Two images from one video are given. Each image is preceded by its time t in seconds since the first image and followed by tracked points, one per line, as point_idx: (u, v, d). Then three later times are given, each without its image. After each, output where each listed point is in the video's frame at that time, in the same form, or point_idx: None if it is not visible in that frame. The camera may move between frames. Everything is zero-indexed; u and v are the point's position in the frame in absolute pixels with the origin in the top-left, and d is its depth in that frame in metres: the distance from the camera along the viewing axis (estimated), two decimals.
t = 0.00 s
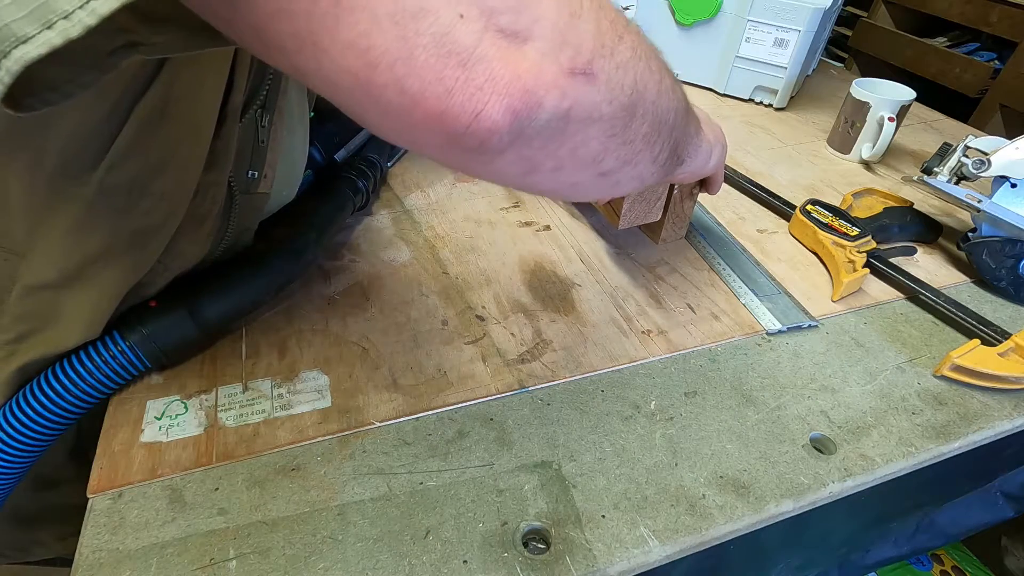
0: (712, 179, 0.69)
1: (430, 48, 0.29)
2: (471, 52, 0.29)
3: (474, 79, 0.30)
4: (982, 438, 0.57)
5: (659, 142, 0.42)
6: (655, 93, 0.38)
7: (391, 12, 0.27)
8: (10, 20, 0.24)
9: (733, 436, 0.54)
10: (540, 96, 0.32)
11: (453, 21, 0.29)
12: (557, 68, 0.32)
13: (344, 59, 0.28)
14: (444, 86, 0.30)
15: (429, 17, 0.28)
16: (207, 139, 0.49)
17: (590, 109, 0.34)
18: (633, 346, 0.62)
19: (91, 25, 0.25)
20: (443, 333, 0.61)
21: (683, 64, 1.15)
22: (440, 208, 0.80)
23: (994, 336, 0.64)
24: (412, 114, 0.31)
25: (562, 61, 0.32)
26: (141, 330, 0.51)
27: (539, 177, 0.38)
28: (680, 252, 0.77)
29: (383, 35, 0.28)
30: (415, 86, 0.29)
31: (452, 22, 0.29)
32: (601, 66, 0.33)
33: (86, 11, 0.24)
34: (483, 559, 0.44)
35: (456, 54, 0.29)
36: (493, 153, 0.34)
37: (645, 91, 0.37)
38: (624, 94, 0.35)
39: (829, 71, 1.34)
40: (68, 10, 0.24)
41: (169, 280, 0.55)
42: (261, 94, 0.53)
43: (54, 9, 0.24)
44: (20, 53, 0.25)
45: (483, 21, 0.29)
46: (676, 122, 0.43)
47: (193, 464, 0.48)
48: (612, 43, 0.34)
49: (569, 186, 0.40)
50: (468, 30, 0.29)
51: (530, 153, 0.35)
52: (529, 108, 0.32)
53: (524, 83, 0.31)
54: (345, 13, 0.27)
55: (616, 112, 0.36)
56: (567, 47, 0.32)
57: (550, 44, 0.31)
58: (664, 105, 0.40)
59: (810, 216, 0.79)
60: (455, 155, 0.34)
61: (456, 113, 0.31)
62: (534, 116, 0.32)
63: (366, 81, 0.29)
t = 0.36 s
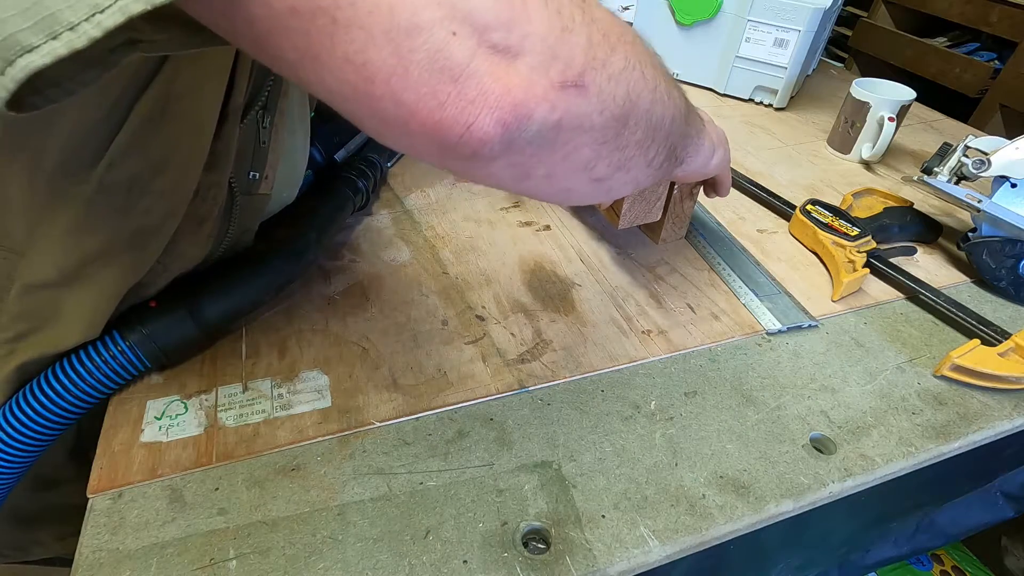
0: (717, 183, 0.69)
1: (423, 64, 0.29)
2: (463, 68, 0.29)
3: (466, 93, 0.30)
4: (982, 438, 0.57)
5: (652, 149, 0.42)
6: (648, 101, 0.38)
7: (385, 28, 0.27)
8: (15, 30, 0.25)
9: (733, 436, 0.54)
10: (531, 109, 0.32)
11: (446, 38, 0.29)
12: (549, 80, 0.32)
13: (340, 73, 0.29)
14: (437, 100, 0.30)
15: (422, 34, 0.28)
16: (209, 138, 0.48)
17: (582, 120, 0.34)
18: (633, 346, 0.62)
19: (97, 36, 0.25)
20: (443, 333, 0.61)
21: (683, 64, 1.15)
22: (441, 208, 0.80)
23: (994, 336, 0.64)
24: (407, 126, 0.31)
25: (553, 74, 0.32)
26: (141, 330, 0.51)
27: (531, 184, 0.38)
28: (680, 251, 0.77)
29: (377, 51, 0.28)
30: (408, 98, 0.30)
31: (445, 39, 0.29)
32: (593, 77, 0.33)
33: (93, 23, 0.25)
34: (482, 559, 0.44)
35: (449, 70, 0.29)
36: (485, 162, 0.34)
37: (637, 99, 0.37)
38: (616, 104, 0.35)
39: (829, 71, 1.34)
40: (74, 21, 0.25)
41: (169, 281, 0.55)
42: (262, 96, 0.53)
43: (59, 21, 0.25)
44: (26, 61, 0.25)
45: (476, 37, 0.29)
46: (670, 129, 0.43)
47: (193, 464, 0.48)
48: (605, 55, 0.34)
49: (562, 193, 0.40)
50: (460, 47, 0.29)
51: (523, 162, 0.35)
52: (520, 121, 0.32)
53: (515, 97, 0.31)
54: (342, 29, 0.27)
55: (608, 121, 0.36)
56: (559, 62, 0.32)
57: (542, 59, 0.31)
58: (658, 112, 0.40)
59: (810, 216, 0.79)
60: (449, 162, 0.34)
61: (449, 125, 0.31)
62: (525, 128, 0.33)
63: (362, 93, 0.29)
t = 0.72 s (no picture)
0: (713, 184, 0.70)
1: (428, 54, 0.29)
2: (471, 55, 0.29)
3: (473, 83, 0.30)
4: (982, 438, 0.57)
5: (654, 142, 0.42)
6: (650, 93, 0.38)
7: (389, 16, 0.27)
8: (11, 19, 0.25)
9: (733, 436, 0.54)
10: (539, 99, 0.32)
11: (452, 26, 0.29)
12: (556, 69, 0.32)
13: (347, 63, 0.28)
14: (444, 90, 0.30)
15: (427, 22, 0.28)
16: (207, 137, 0.48)
17: (588, 111, 0.34)
18: (633, 346, 0.62)
19: (90, 25, 0.25)
20: (443, 333, 0.61)
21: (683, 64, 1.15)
22: (441, 208, 0.80)
23: (994, 336, 0.64)
24: (412, 117, 0.31)
25: (560, 63, 0.32)
26: (141, 330, 0.51)
27: (535, 178, 0.38)
28: (680, 251, 0.77)
29: (385, 38, 0.28)
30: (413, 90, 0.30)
31: (452, 26, 0.29)
32: (599, 67, 0.33)
33: (87, 11, 0.25)
34: (483, 559, 0.44)
35: (455, 58, 0.29)
36: (492, 155, 0.34)
37: (641, 92, 0.37)
38: (620, 95, 0.35)
39: (829, 71, 1.34)
40: (68, 11, 0.25)
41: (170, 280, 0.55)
42: (262, 96, 0.53)
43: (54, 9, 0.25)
44: (20, 51, 0.25)
45: (482, 25, 0.29)
46: (671, 121, 0.43)
47: (193, 464, 0.48)
48: (609, 45, 0.34)
49: (565, 187, 0.39)
50: (466, 34, 0.29)
51: (529, 154, 0.35)
52: (527, 111, 0.32)
53: (522, 86, 0.31)
54: (347, 18, 0.27)
55: (613, 113, 0.35)
56: (565, 52, 0.32)
57: (548, 48, 0.31)
58: (661, 105, 0.39)
59: (810, 216, 0.79)
60: (455, 157, 0.34)
61: (456, 116, 0.31)
62: (532, 119, 0.32)
63: (365, 84, 0.29)
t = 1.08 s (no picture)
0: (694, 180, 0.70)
1: (380, 112, 0.30)
2: (417, 115, 0.31)
3: (417, 136, 0.32)
4: (982, 438, 0.57)
5: (592, 167, 0.44)
6: (587, 130, 0.40)
7: (350, 82, 0.29)
8: (9, 72, 0.26)
9: (733, 436, 0.54)
10: (475, 148, 0.34)
11: (403, 93, 0.30)
12: (492, 126, 0.34)
13: (308, 113, 0.30)
14: (392, 140, 0.32)
15: (383, 89, 0.29)
16: (201, 134, 0.48)
17: (520, 155, 0.36)
18: (633, 346, 0.62)
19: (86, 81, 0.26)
20: (443, 333, 0.61)
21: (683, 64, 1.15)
22: (441, 208, 0.80)
23: (994, 336, 0.64)
24: (364, 154, 0.33)
25: (497, 121, 0.34)
26: (141, 330, 0.51)
27: (475, 198, 0.40)
28: (680, 252, 0.77)
29: (343, 101, 0.29)
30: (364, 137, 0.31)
31: (402, 94, 0.30)
32: (533, 122, 0.35)
33: (81, 70, 0.26)
34: (482, 559, 0.44)
35: (403, 117, 0.31)
36: (431, 186, 0.37)
37: (575, 135, 0.38)
38: (552, 142, 0.37)
39: (829, 71, 1.34)
40: (63, 67, 0.26)
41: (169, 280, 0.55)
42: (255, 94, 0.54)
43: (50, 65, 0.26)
44: (24, 100, 0.26)
45: (428, 92, 0.30)
46: (611, 145, 0.44)
47: (193, 464, 0.48)
48: (548, 97, 0.35)
49: (502, 205, 0.42)
50: (416, 100, 0.30)
51: (467, 185, 0.37)
52: (463, 158, 0.34)
53: (460, 140, 0.33)
54: (313, 80, 0.28)
55: (545, 155, 0.38)
56: (505, 109, 0.33)
57: (490, 106, 0.33)
58: (596, 140, 0.41)
59: (810, 216, 0.79)
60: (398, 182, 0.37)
61: (401, 159, 0.33)
62: (468, 162, 0.35)
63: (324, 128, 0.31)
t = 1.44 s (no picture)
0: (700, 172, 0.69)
1: (383, 124, 0.29)
2: (421, 124, 0.29)
3: (422, 147, 0.30)
4: (982, 438, 0.57)
5: (612, 178, 0.41)
6: (612, 141, 0.37)
7: (352, 90, 0.27)
8: (11, 71, 0.25)
9: (734, 436, 0.54)
10: (483, 161, 0.31)
11: (405, 100, 0.28)
12: (505, 134, 0.31)
13: (313, 123, 0.29)
14: (397, 152, 0.30)
15: (384, 97, 0.28)
16: (208, 139, 0.48)
17: (537, 167, 0.34)
18: (633, 346, 0.62)
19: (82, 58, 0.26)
20: (443, 333, 0.61)
21: (683, 64, 1.15)
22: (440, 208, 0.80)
23: (994, 336, 0.64)
24: (369, 170, 0.31)
25: (509, 128, 0.31)
26: (142, 330, 0.51)
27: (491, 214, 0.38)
28: (680, 252, 0.77)
29: (346, 109, 0.28)
30: (368, 151, 0.30)
31: (405, 102, 0.28)
32: (552, 130, 0.32)
33: (83, 68, 0.25)
34: (482, 559, 0.44)
35: (407, 127, 0.29)
36: (441, 201, 0.34)
37: (597, 146, 0.36)
38: (572, 152, 0.34)
39: (829, 71, 1.34)
40: (66, 66, 0.25)
41: (169, 280, 0.55)
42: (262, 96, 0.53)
43: (52, 65, 0.25)
44: (23, 100, 0.26)
45: (433, 98, 0.28)
46: (635, 153, 0.41)
47: (193, 464, 0.48)
48: (565, 102, 0.32)
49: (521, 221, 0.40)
50: (418, 108, 0.28)
51: (480, 201, 0.35)
52: (473, 170, 0.32)
53: (468, 151, 0.31)
54: (316, 88, 0.27)
55: (564, 168, 0.35)
56: (515, 115, 0.31)
57: (501, 114, 0.30)
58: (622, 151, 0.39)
59: (810, 216, 0.79)
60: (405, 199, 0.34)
61: (406, 173, 0.31)
62: (478, 175, 0.32)
63: (328, 139, 0.29)
